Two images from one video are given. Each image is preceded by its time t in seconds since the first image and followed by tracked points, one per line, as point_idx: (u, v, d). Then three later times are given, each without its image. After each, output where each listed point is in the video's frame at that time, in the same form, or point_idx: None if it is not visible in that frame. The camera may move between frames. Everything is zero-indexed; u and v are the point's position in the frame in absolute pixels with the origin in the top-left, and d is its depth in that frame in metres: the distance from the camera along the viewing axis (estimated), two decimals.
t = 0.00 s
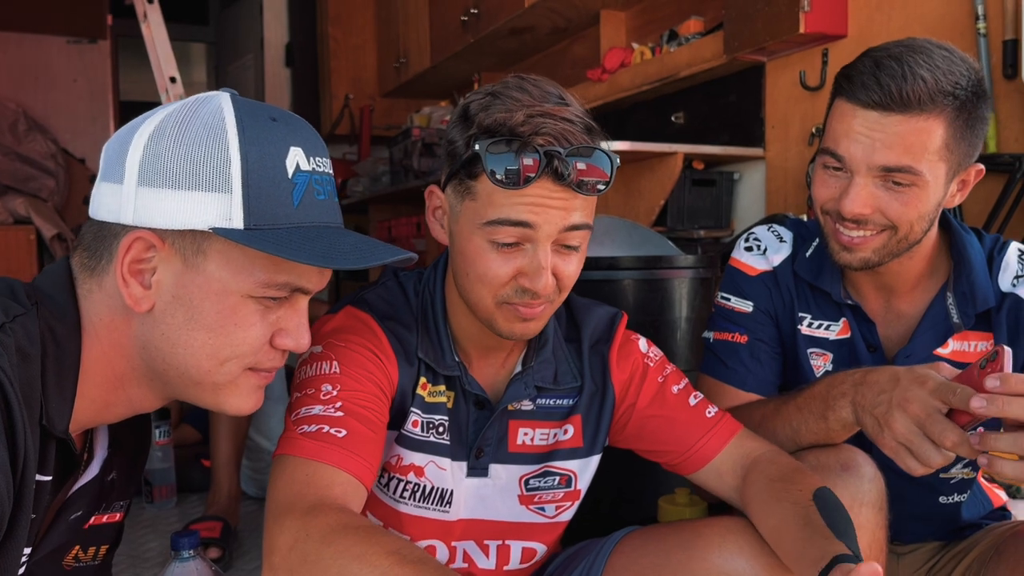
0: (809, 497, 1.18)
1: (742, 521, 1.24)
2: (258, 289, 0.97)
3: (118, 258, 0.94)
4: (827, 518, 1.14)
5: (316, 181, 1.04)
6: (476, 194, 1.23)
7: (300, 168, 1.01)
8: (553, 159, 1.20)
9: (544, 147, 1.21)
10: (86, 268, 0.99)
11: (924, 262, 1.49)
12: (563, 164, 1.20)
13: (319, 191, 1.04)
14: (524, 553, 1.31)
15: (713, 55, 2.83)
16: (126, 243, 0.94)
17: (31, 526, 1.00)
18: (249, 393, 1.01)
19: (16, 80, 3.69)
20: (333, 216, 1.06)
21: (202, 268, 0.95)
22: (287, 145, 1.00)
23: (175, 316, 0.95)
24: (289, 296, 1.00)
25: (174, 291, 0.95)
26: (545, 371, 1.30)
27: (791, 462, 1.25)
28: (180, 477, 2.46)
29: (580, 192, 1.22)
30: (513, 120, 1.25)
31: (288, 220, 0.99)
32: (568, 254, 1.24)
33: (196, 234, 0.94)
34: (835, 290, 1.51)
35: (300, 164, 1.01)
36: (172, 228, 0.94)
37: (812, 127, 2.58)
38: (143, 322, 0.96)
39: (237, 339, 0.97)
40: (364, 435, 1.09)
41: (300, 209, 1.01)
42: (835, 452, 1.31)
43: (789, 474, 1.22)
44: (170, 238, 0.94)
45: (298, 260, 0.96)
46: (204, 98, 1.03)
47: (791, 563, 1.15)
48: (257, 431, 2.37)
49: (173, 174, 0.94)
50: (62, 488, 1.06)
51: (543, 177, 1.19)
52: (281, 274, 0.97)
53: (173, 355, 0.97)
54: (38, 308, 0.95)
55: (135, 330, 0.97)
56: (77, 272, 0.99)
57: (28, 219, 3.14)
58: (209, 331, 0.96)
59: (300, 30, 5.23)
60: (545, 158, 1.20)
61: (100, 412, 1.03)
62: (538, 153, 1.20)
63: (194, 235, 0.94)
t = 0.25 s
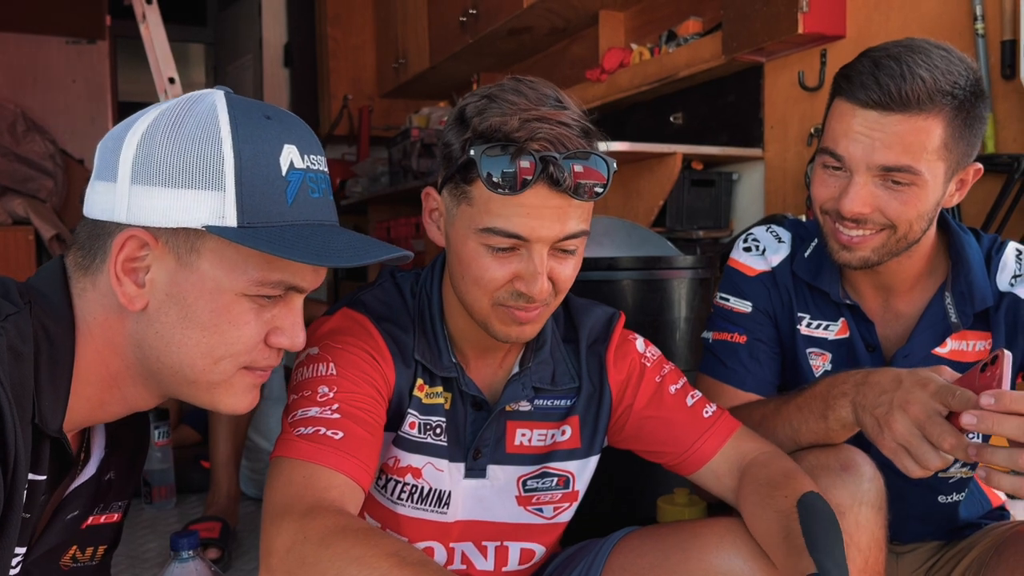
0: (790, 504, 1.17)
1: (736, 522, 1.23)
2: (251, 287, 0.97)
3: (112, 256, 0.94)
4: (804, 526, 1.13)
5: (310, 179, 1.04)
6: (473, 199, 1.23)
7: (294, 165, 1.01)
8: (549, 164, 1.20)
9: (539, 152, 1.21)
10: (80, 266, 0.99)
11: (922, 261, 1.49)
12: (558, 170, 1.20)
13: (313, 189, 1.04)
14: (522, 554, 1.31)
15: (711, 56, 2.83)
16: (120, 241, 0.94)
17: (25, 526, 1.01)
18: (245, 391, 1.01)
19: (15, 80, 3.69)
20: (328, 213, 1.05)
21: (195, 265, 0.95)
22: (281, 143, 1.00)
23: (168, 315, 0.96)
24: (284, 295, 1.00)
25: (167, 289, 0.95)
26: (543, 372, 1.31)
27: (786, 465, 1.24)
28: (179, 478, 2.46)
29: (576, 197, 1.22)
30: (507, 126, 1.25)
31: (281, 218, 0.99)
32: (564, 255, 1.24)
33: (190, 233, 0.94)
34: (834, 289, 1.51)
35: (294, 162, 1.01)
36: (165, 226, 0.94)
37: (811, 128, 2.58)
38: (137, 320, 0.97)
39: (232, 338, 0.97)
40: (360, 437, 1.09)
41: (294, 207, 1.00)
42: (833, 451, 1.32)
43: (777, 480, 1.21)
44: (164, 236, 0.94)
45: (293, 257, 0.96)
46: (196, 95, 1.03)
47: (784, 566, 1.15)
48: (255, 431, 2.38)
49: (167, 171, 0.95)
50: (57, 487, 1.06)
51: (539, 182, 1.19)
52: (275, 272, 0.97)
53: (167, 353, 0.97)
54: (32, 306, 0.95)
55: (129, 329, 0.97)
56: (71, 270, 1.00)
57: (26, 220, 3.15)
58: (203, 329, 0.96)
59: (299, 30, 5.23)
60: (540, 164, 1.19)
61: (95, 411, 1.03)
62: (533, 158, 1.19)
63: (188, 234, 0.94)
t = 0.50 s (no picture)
0: (785, 506, 1.17)
1: (734, 523, 1.24)
2: (239, 278, 0.97)
3: (99, 249, 0.95)
4: (797, 528, 1.13)
5: (297, 171, 1.04)
6: (474, 201, 1.23)
7: (279, 156, 1.01)
8: (549, 166, 1.20)
9: (540, 154, 1.21)
10: (70, 262, 1.00)
11: (922, 262, 1.49)
12: (559, 172, 1.20)
13: (301, 180, 1.04)
14: (523, 555, 1.31)
15: (711, 56, 2.83)
16: (107, 234, 0.94)
17: (16, 521, 1.01)
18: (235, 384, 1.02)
19: (15, 81, 3.70)
20: (315, 204, 1.05)
21: (182, 258, 0.95)
22: (266, 135, 1.00)
23: (156, 307, 0.96)
24: (272, 286, 1.00)
25: (155, 282, 0.96)
26: (543, 372, 1.31)
27: (783, 466, 1.24)
28: (179, 479, 2.46)
29: (577, 199, 1.22)
30: (509, 128, 1.25)
31: (269, 209, 0.99)
32: (565, 256, 1.24)
33: (175, 224, 0.95)
34: (834, 290, 1.52)
35: (279, 152, 1.01)
36: (152, 219, 0.94)
37: (811, 128, 2.58)
38: (126, 313, 0.98)
39: (220, 329, 0.97)
40: (361, 438, 1.09)
41: (280, 198, 1.00)
42: (833, 452, 1.32)
43: (772, 482, 1.21)
44: (150, 228, 0.95)
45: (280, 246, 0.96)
46: (182, 89, 1.03)
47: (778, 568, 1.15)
48: (256, 433, 2.38)
49: (154, 164, 0.95)
50: (50, 483, 1.06)
51: (540, 184, 1.20)
52: (263, 262, 0.97)
53: (157, 347, 0.98)
54: (20, 302, 0.98)
55: (119, 322, 0.98)
56: (61, 266, 1.01)
57: (26, 221, 3.16)
58: (191, 321, 0.96)
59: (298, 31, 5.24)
60: (541, 166, 1.20)
61: (87, 405, 1.05)
62: (534, 160, 1.20)
63: (174, 226, 0.95)
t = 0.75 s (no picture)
0: (789, 505, 1.17)
1: (736, 524, 1.24)
2: (206, 254, 0.99)
3: (67, 229, 0.97)
4: (801, 527, 1.13)
5: (261, 145, 1.05)
6: (476, 199, 1.23)
7: (243, 131, 1.03)
8: (552, 165, 1.20)
9: (544, 153, 1.21)
10: (42, 246, 1.03)
11: (922, 263, 1.50)
12: (562, 171, 1.20)
13: (266, 155, 1.05)
14: (524, 555, 1.31)
15: (711, 58, 2.83)
16: (74, 214, 0.96)
17: None
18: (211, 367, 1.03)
19: (15, 83, 3.70)
20: (281, 177, 1.07)
21: (149, 235, 0.97)
22: (226, 110, 1.02)
23: (126, 286, 0.98)
24: (240, 262, 1.01)
25: (124, 260, 0.98)
26: (545, 374, 1.31)
27: (784, 466, 1.24)
28: (180, 480, 2.46)
29: (579, 199, 1.22)
30: (513, 127, 1.26)
31: (233, 183, 1.01)
32: (566, 256, 1.24)
33: (140, 201, 0.97)
34: (834, 291, 1.52)
35: (243, 128, 1.03)
36: (117, 196, 0.96)
37: (811, 130, 2.58)
38: (97, 294, 1.00)
39: (190, 306, 0.99)
40: (363, 438, 1.09)
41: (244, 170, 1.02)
42: (833, 453, 1.32)
43: (775, 481, 1.21)
44: (117, 207, 0.97)
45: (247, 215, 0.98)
46: (142, 71, 1.04)
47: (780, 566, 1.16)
48: (256, 434, 2.39)
49: (118, 143, 0.97)
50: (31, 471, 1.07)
51: (543, 183, 1.20)
52: (229, 238, 0.99)
53: (129, 327, 1.00)
54: None
55: (90, 303, 1.01)
56: (34, 251, 1.04)
57: (26, 222, 3.19)
58: (161, 298, 0.98)
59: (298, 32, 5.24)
60: (544, 165, 1.20)
61: (62, 390, 1.07)
62: (537, 159, 1.20)
63: (139, 203, 0.97)
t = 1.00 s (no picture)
0: (795, 508, 1.18)
1: (738, 526, 1.24)
2: (130, 219, 1.02)
3: None
4: (809, 528, 1.14)
5: (185, 110, 1.10)
6: (479, 205, 1.24)
7: (161, 95, 1.08)
8: (554, 170, 1.20)
9: (545, 159, 1.22)
10: None
11: (921, 267, 1.50)
12: (564, 176, 1.21)
13: (187, 118, 1.10)
14: (525, 559, 1.32)
15: (711, 60, 2.84)
16: None
17: None
18: (149, 335, 1.07)
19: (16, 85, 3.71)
20: (205, 139, 1.11)
21: (71, 202, 1.01)
22: (144, 72, 1.07)
23: (53, 256, 1.02)
24: (169, 228, 1.06)
25: (50, 230, 1.02)
26: (546, 377, 1.31)
27: (788, 469, 1.25)
28: (181, 481, 2.47)
29: (581, 204, 1.23)
30: (515, 133, 1.26)
31: (152, 144, 1.05)
32: (568, 260, 1.24)
33: (60, 167, 1.01)
34: (832, 295, 1.52)
35: (161, 91, 1.08)
36: (37, 165, 1.01)
37: (811, 132, 2.59)
38: (27, 266, 1.04)
39: (119, 273, 1.02)
40: (366, 442, 1.09)
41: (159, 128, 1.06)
42: (834, 456, 1.32)
43: (780, 484, 1.21)
44: (39, 177, 1.02)
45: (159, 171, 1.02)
46: (65, 47, 1.10)
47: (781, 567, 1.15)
48: (257, 436, 2.39)
49: (38, 114, 1.02)
50: None
51: (545, 189, 1.20)
52: (153, 202, 1.04)
53: (60, 298, 1.04)
54: None
55: (22, 275, 1.05)
56: None
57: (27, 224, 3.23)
58: (89, 266, 1.01)
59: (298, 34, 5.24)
60: (546, 170, 1.20)
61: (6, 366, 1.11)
62: (539, 165, 1.20)
63: (59, 169, 1.01)
